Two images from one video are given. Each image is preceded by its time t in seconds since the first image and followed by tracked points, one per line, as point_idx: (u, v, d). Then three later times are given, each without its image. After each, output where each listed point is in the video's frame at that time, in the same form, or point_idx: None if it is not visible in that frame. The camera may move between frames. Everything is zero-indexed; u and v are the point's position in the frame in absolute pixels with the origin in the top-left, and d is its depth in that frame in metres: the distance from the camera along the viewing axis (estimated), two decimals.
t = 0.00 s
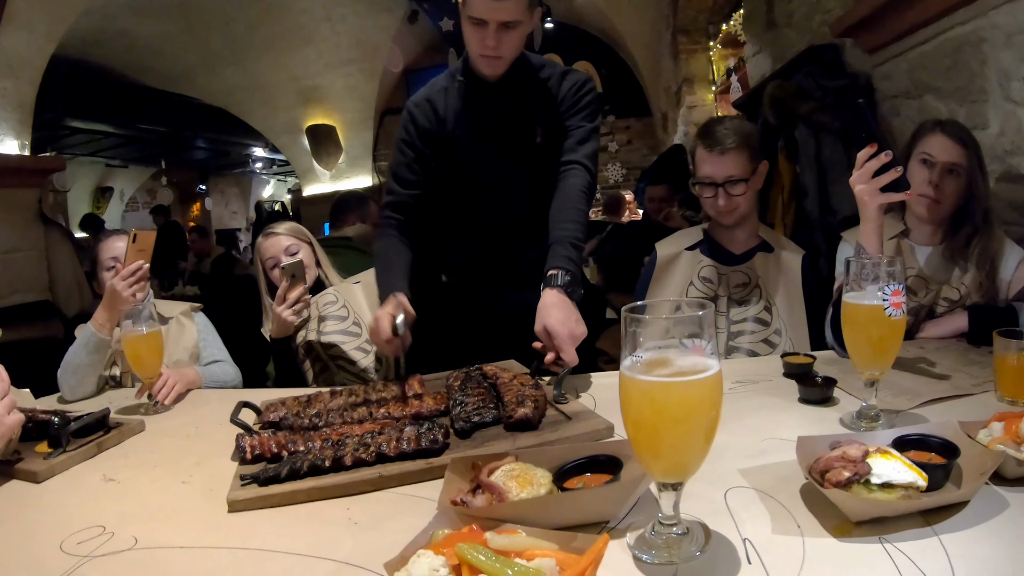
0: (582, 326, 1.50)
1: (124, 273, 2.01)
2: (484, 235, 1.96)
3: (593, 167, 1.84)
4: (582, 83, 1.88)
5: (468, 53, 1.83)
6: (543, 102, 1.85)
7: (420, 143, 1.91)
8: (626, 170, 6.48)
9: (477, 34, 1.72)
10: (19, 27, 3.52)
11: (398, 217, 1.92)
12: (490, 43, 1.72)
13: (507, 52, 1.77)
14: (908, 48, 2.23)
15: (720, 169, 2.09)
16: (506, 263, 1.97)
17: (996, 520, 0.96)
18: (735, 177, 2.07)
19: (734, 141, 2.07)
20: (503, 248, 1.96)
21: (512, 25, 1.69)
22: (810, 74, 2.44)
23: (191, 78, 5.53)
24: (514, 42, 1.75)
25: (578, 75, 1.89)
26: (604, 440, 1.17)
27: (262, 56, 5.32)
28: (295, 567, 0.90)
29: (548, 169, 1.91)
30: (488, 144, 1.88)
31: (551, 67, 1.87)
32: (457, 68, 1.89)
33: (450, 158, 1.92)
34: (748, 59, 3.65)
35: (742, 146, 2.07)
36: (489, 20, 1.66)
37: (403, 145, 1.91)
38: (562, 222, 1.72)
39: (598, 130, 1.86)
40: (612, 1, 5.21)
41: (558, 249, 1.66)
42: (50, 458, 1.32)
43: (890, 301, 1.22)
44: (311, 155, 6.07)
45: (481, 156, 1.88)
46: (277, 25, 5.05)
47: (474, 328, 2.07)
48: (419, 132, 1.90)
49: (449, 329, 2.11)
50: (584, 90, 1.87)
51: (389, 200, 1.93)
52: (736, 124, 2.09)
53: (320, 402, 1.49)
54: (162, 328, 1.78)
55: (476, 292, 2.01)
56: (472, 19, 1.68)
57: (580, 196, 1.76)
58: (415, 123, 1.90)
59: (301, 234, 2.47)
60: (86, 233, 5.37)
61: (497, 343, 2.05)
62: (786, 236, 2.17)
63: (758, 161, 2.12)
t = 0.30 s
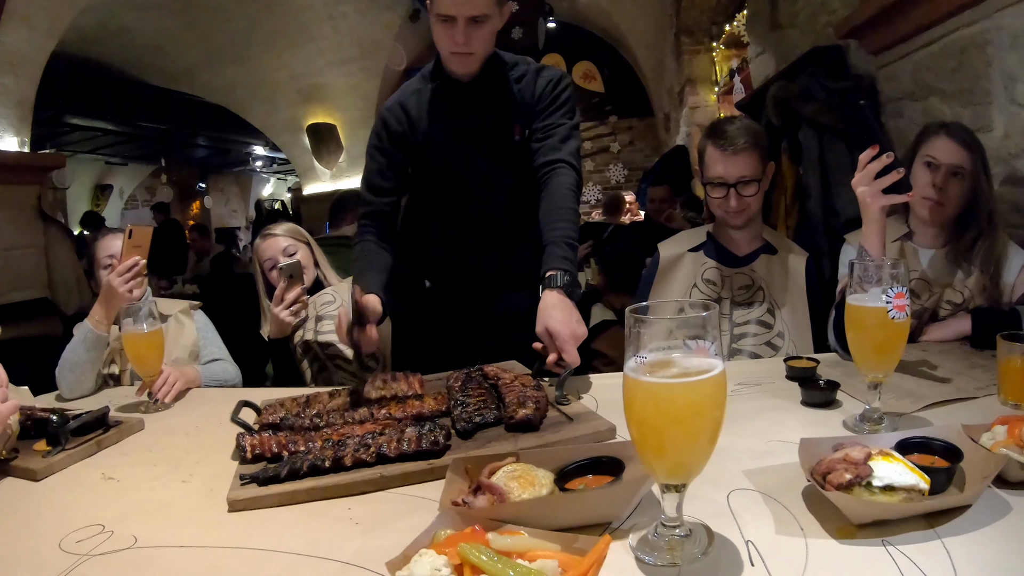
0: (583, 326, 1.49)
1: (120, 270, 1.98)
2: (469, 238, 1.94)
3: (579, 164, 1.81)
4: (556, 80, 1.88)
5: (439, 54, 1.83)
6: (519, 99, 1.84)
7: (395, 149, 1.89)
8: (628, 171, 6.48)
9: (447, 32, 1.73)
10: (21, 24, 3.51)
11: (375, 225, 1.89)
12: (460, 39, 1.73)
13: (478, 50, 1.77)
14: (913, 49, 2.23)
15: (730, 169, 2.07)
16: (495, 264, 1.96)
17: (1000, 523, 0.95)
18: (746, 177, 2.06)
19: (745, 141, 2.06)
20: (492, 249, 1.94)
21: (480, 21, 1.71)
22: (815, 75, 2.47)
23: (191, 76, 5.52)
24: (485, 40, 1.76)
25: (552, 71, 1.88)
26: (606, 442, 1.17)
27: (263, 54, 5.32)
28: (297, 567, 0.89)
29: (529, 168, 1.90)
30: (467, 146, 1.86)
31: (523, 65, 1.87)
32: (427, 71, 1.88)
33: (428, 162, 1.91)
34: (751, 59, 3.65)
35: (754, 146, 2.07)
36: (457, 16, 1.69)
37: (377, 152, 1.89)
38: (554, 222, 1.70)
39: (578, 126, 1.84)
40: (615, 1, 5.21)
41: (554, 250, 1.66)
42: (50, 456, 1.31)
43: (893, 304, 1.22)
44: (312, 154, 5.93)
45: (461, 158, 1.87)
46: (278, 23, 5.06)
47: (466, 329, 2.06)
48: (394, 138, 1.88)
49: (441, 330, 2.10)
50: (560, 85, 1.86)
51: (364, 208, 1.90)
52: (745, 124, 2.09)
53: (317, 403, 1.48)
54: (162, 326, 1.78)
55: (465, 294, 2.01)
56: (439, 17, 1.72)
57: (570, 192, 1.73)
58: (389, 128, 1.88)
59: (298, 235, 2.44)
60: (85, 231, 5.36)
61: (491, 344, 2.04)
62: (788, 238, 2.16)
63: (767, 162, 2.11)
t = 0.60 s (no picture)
0: (584, 329, 1.48)
1: (116, 272, 1.99)
2: (466, 242, 1.93)
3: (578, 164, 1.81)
4: (550, 75, 1.87)
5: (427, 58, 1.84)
6: (512, 98, 1.83)
7: (385, 153, 1.88)
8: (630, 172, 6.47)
9: (436, 35, 1.74)
10: (21, 24, 3.52)
11: (359, 228, 1.85)
12: (449, 42, 1.74)
13: (468, 52, 1.78)
14: (915, 49, 2.23)
15: (735, 169, 2.04)
16: (492, 266, 1.95)
17: (1003, 526, 0.94)
18: (751, 177, 2.04)
19: (750, 141, 2.04)
20: (489, 251, 1.94)
21: (469, 24, 1.73)
22: (817, 76, 2.47)
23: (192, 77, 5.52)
24: (474, 42, 1.77)
25: (544, 69, 1.87)
26: (609, 445, 1.16)
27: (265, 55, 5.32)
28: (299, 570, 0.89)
29: (524, 168, 1.89)
30: (459, 148, 1.87)
31: (515, 63, 1.86)
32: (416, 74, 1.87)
33: (420, 166, 1.90)
34: (754, 60, 3.64)
35: (759, 145, 2.05)
36: (447, 19, 1.70)
37: (365, 156, 1.87)
38: (554, 225, 1.70)
39: (574, 124, 1.82)
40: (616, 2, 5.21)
41: (553, 253, 1.66)
42: (49, 459, 1.31)
43: (896, 306, 1.21)
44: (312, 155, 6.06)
45: (454, 160, 1.87)
46: (279, 23, 5.08)
47: (464, 331, 2.05)
48: (383, 142, 1.87)
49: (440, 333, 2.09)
50: (553, 83, 1.86)
51: (351, 211, 1.86)
52: (750, 123, 2.07)
53: (316, 406, 1.48)
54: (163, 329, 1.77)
55: (461, 297, 2.00)
56: (428, 21, 1.72)
57: (570, 195, 1.73)
58: (379, 132, 1.86)
59: (299, 237, 2.45)
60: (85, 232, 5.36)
61: (490, 345, 2.04)
62: (790, 239, 2.16)
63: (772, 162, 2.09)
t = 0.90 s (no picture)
0: (588, 331, 1.48)
1: (109, 272, 2.00)
2: (486, 242, 1.90)
3: (603, 165, 1.81)
4: (583, 75, 1.87)
5: (463, 52, 1.80)
6: (545, 98, 1.83)
7: (413, 147, 1.86)
8: (633, 171, 6.46)
9: (475, 31, 1.67)
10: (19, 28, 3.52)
11: (374, 224, 1.81)
12: (489, 41, 1.68)
13: (507, 50, 1.73)
14: (918, 46, 2.22)
15: (733, 165, 2.05)
16: (507, 267, 1.92)
17: (1006, 526, 0.94)
18: (748, 174, 2.04)
19: (748, 136, 2.04)
20: (505, 253, 1.91)
21: (511, 21, 1.66)
22: (820, 74, 2.43)
23: (192, 79, 5.54)
24: (514, 40, 1.71)
25: (576, 68, 1.88)
26: (612, 445, 1.16)
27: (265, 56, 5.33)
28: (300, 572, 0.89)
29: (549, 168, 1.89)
30: (487, 146, 1.84)
31: (549, 61, 1.86)
32: (449, 68, 1.85)
33: (446, 161, 1.88)
34: (756, 58, 3.63)
35: (757, 141, 2.05)
36: (489, 16, 1.62)
37: (391, 149, 1.85)
38: (571, 226, 1.71)
39: (601, 125, 1.83)
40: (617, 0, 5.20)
41: (567, 254, 1.65)
42: (50, 463, 1.31)
43: (898, 304, 1.21)
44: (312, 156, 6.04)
45: (481, 158, 1.84)
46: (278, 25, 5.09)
47: (470, 334, 2.02)
48: (413, 135, 1.85)
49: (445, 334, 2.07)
50: (585, 83, 1.86)
51: (369, 203, 1.83)
52: (752, 121, 2.08)
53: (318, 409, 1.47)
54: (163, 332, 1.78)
55: (471, 299, 1.97)
56: (467, 17, 1.65)
57: (591, 196, 1.74)
58: (408, 125, 1.84)
59: (302, 239, 2.45)
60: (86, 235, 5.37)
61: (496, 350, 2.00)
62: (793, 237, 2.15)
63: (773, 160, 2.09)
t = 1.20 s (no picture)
0: (594, 333, 1.47)
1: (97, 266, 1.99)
2: (504, 239, 1.90)
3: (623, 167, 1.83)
4: (609, 76, 1.89)
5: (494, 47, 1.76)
6: (572, 98, 1.82)
7: (439, 142, 1.83)
8: (635, 171, 6.45)
9: (511, 30, 1.63)
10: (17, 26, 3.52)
11: (390, 217, 1.76)
12: (525, 41, 1.65)
13: (541, 49, 1.70)
14: (924, 45, 2.21)
15: (733, 162, 2.05)
16: (525, 265, 1.92)
17: (1010, 526, 0.93)
18: (748, 172, 2.04)
19: (750, 133, 2.04)
20: (523, 252, 1.91)
21: (547, 22, 1.63)
22: (823, 73, 2.42)
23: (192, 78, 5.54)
24: (548, 40, 1.68)
25: (603, 68, 1.89)
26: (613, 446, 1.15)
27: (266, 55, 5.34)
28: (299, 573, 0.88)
29: (570, 168, 1.87)
30: (512, 143, 1.82)
31: (576, 60, 1.86)
32: (480, 63, 1.82)
33: (470, 158, 1.87)
34: (759, 57, 3.62)
35: (759, 138, 2.04)
36: (525, 17, 1.59)
37: (418, 142, 1.81)
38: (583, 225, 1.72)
39: (624, 127, 1.85)
40: None
41: (578, 253, 1.65)
42: (47, 465, 1.31)
43: (903, 303, 1.20)
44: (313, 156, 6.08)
45: (507, 156, 1.83)
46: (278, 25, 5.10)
47: (482, 330, 2.03)
48: (440, 131, 1.82)
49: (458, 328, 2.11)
50: (611, 84, 1.88)
51: (391, 194, 1.78)
52: (756, 120, 2.07)
53: (318, 409, 1.47)
54: (161, 332, 1.77)
55: (487, 296, 1.98)
56: (505, 15, 1.61)
57: (610, 198, 1.77)
58: (436, 120, 1.81)
59: (303, 238, 2.44)
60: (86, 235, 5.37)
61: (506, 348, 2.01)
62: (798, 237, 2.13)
63: (776, 160, 2.08)
